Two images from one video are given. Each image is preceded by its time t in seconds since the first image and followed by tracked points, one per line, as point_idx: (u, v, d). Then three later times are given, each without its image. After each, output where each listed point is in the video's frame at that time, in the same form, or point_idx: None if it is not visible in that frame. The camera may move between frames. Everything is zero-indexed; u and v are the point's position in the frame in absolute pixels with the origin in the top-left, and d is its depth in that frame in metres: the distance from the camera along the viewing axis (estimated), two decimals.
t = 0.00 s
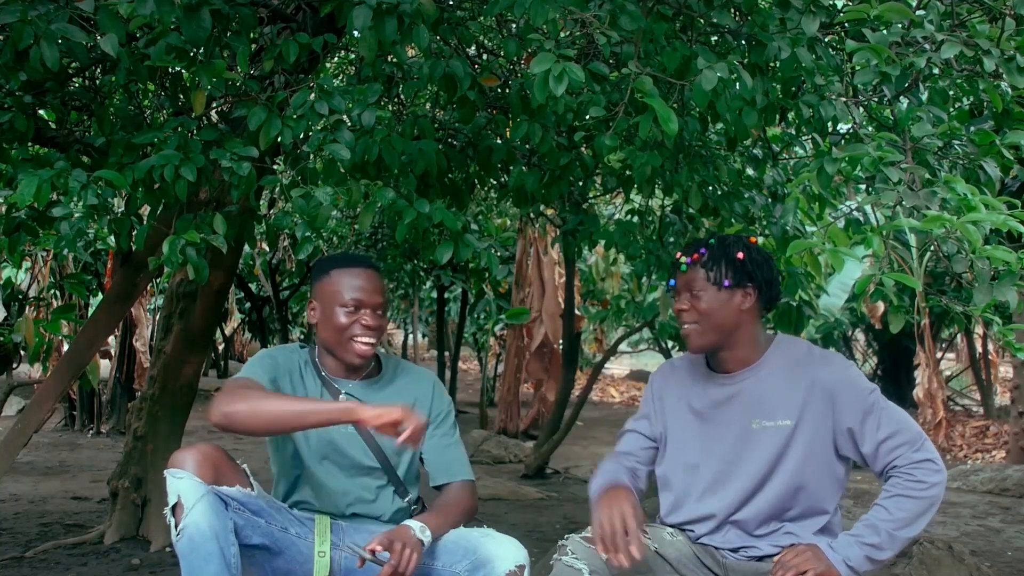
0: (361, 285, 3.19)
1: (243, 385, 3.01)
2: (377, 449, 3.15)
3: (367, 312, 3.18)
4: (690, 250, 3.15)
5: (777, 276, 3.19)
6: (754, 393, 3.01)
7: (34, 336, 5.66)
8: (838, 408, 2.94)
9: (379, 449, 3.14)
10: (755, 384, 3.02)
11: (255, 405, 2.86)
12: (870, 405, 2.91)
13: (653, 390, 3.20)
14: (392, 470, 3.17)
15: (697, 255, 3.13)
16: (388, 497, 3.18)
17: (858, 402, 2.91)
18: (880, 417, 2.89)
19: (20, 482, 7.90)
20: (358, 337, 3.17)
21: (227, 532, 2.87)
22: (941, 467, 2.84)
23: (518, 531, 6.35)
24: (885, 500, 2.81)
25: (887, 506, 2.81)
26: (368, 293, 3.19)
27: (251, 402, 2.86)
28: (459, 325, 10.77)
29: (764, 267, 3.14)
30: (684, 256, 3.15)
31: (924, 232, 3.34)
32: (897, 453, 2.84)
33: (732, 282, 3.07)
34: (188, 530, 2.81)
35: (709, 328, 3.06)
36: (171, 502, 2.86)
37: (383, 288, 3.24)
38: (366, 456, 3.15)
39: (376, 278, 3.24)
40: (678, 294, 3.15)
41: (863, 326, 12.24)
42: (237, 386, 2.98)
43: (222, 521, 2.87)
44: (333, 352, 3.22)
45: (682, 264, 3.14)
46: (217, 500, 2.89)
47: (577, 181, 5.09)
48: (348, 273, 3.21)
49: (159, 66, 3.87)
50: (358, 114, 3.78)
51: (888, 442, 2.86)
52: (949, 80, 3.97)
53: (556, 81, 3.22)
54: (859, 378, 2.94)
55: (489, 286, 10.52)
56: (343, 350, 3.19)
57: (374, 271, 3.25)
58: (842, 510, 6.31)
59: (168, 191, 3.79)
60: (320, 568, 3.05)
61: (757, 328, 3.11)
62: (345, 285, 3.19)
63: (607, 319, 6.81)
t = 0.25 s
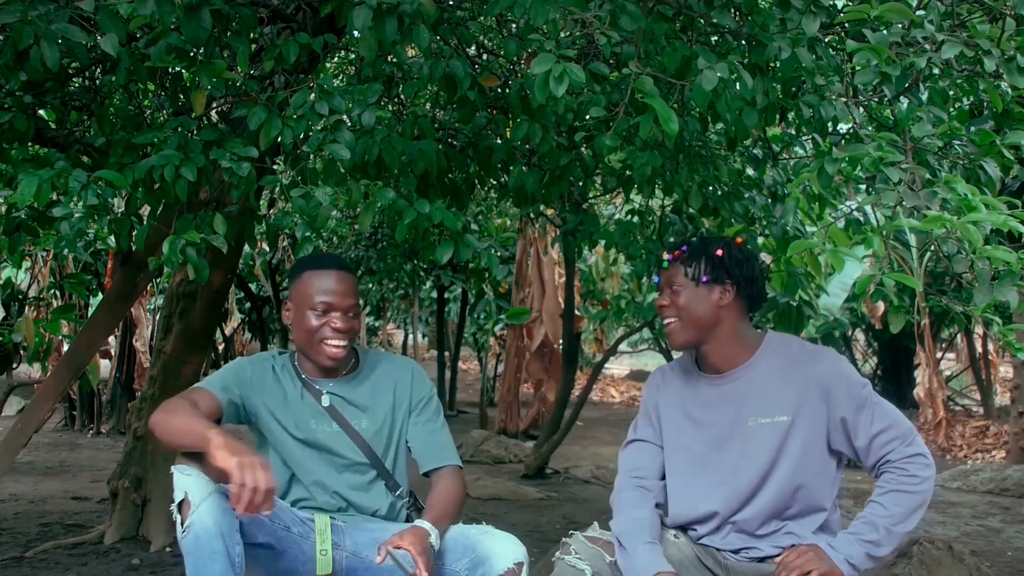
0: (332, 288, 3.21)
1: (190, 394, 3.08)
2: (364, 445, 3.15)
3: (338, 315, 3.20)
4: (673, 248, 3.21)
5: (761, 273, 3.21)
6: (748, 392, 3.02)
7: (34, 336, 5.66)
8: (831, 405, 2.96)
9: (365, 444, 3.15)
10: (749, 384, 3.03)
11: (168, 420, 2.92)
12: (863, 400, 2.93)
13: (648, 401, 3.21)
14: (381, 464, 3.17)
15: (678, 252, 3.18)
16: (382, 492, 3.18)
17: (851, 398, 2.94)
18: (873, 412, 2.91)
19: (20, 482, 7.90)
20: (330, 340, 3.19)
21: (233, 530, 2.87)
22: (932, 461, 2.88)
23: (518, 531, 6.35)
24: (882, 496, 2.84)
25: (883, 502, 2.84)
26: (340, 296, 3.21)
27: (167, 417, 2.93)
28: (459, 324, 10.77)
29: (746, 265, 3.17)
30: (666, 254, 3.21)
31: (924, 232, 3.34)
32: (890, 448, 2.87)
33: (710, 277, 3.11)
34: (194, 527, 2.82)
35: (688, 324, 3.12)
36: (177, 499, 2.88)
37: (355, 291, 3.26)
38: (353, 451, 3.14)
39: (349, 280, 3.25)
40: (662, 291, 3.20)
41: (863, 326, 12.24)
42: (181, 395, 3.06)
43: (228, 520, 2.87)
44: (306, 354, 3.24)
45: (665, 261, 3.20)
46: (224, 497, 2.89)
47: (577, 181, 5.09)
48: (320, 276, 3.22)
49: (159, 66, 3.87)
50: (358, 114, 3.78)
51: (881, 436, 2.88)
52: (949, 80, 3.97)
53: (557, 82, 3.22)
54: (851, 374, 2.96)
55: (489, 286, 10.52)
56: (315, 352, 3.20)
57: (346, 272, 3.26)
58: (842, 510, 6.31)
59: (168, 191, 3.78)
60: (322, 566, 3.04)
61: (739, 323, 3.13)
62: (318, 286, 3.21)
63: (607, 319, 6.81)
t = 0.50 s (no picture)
0: (309, 318, 3.04)
1: (172, 413, 3.07)
2: (356, 453, 3.14)
3: (315, 346, 3.06)
4: (674, 248, 3.18)
5: (759, 273, 3.21)
6: (746, 393, 3.03)
7: (34, 336, 5.66)
8: (829, 406, 2.97)
9: (357, 451, 3.13)
10: (746, 385, 3.04)
11: (151, 445, 2.93)
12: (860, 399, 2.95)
13: (643, 406, 3.21)
14: (375, 469, 3.16)
15: (680, 252, 3.15)
16: (377, 496, 3.18)
17: (848, 398, 2.95)
18: (870, 411, 2.93)
19: (20, 482, 7.90)
20: (309, 368, 3.08)
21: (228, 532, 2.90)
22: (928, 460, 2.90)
23: (518, 531, 6.35)
24: (879, 494, 2.86)
25: (881, 499, 2.85)
26: (318, 325, 3.05)
27: (150, 443, 2.94)
28: (459, 324, 10.77)
29: (746, 265, 3.17)
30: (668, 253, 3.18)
31: (924, 233, 3.33)
32: (887, 447, 2.89)
33: (713, 278, 3.10)
34: (189, 529, 2.85)
35: (689, 325, 3.10)
36: (171, 503, 2.92)
37: (336, 315, 3.08)
38: (345, 459, 3.14)
39: (330, 307, 3.07)
40: (663, 291, 3.17)
41: (863, 325, 12.24)
42: (162, 415, 3.06)
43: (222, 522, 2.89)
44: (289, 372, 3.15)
45: (666, 261, 3.18)
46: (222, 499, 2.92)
47: (577, 180, 5.08)
48: (300, 305, 3.04)
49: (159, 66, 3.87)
50: (358, 114, 3.78)
51: (879, 436, 2.90)
52: (949, 80, 3.97)
53: (557, 82, 3.22)
54: (848, 375, 2.98)
55: (489, 286, 10.52)
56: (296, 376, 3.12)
57: (328, 300, 3.07)
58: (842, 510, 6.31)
59: (168, 191, 3.78)
60: (319, 570, 3.06)
61: (740, 323, 3.14)
62: (297, 311, 3.04)
63: (606, 319, 6.81)
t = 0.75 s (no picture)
0: (287, 385, 2.86)
1: (172, 431, 3.01)
2: (356, 464, 3.11)
3: (300, 408, 2.92)
4: (691, 254, 3.13)
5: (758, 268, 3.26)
6: (749, 394, 3.02)
7: (34, 336, 5.66)
8: (829, 408, 2.96)
9: (357, 464, 3.11)
10: (749, 385, 3.03)
11: (165, 473, 2.89)
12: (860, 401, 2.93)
13: (646, 405, 3.21)
14: (376, 479, 3.15)
15: (698, 258, 3.11)
16: (378, 503, 3.17)
17: (848, 400, 2.94)
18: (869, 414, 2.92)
19: (20, 482, 7.90)
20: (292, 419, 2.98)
21: (227, 534, 2.95)
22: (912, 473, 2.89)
23: (518, 531, 6.35)
24: (859, 482, 2.83)
25: (859, 486, 2.82)
26: (305, 391, 2.87)
27: (163, 470, 2.89)
28: (459, 325, 10.76)
29: (750, 261, 3.20)
30: (685, 260, 3.12)
31: (925, 233, 3.33)
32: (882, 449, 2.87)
33: (733, 282, 3.10)
34: (188, 530, 2.89)
35: (717, 330, 3.06)
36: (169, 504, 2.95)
37: (326, 381, 2.90)
38: (344, 470, 3.13)
39: (316, 373, 2.86)
40: (682, 299, 3.11)
41: (863, 326, 12.25)
42: (163, 434, 2.99)
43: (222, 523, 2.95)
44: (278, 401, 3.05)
45: (683, 269, 3.11)
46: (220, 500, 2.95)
47: (577, 181, 5.08)
48: (283, 365, 2.84)
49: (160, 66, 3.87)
50: (358, 114, 3.78)
51: (873, 441, 2.90)
52: (949, 80, 3.97)
53: (557, 83, 3.22)
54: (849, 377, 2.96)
55: (489, 286, 10.52)
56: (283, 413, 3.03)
57: (316, 367, 2.85)
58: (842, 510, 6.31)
59: (169, 191, 3.78)
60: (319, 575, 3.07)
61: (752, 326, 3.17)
62: (277, 373, 2.87)
63: (606, 319, 6.82)
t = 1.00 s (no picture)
0: (288, 426, 2.84)
1: (168, 436, 3.00)
2: (360, 476, 3.09)
3: (305, 438, 2.90)
4: (696, 254, 3.13)
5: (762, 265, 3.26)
6: (755, 391, 3.04)
7: (34, 336, 5.66)
8: (836, 400, 2.99)
9: (360, 476, 3.08)
10: (756, 382, 3.04)
11: (160, 483, 2.90)
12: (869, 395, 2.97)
13: (652, 404, 3.21)
14: (379, 489, 3.13)
15: (705, 258, 3.11)
16: (379, 510, 3.19)
17: (856, 395, 2.97)
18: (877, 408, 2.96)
19: (20, 482, 7.90)
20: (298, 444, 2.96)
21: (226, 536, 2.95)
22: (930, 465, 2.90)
23: (518, 531, 6.35)
24: (864, 463, 2.87)
25: (863, 467, 2.87)
26: (310, 423, 2.83)
27: (158, 479, 2.91)
28: (459, 325, 10.76)
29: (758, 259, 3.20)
30: (691, 260, 3.12)
31: (925, 233, 3.33)
32: (891, 438, 2.90)
33: (743, 279, 3.09)
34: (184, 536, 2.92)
35: (730, 327, 3.05)
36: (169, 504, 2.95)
37: (333, 413, 2.85)
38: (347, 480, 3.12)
39: (318, 417, 2.81)
40: (691, 299, 3.10)
41: (863, 325, 12.25)
42: (158, 437, 2.98)
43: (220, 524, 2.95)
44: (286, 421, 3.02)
45: (690, 269, 3.10)
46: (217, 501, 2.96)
47: (577, 181, 5.08)
48: (285, 408, 2.80)
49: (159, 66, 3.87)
50: (358, 114, 3.78)
51: (883, 433, 2.92)
52: (949, 80, 3.97)
53: (558, 83, 3.22)
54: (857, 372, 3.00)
55: (489, 286, 10.51)
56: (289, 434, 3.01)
57: (317, 411, 2.79)
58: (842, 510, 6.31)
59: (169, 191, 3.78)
60: None
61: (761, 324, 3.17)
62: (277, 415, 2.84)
63: (606, 319, 6.82)
